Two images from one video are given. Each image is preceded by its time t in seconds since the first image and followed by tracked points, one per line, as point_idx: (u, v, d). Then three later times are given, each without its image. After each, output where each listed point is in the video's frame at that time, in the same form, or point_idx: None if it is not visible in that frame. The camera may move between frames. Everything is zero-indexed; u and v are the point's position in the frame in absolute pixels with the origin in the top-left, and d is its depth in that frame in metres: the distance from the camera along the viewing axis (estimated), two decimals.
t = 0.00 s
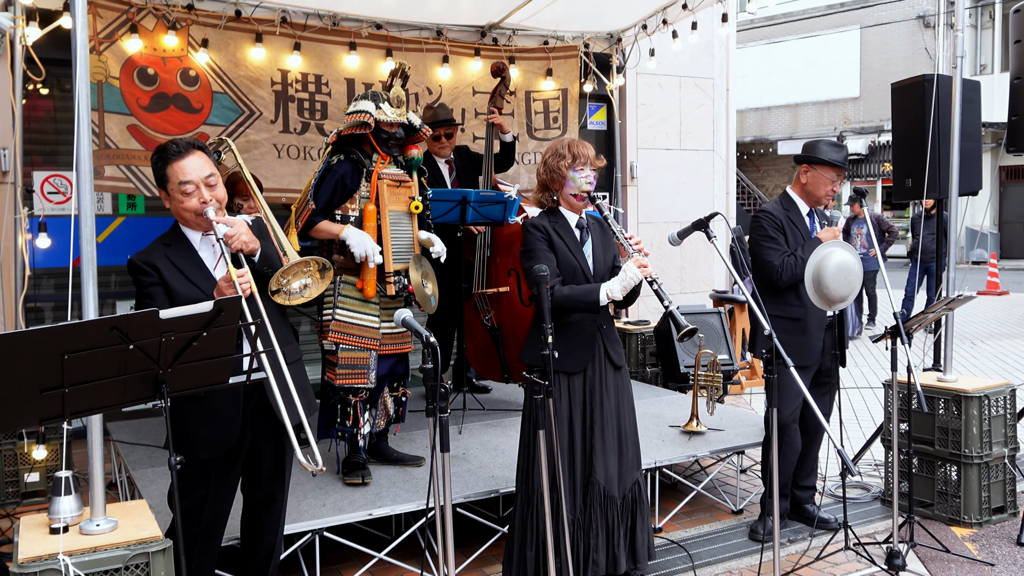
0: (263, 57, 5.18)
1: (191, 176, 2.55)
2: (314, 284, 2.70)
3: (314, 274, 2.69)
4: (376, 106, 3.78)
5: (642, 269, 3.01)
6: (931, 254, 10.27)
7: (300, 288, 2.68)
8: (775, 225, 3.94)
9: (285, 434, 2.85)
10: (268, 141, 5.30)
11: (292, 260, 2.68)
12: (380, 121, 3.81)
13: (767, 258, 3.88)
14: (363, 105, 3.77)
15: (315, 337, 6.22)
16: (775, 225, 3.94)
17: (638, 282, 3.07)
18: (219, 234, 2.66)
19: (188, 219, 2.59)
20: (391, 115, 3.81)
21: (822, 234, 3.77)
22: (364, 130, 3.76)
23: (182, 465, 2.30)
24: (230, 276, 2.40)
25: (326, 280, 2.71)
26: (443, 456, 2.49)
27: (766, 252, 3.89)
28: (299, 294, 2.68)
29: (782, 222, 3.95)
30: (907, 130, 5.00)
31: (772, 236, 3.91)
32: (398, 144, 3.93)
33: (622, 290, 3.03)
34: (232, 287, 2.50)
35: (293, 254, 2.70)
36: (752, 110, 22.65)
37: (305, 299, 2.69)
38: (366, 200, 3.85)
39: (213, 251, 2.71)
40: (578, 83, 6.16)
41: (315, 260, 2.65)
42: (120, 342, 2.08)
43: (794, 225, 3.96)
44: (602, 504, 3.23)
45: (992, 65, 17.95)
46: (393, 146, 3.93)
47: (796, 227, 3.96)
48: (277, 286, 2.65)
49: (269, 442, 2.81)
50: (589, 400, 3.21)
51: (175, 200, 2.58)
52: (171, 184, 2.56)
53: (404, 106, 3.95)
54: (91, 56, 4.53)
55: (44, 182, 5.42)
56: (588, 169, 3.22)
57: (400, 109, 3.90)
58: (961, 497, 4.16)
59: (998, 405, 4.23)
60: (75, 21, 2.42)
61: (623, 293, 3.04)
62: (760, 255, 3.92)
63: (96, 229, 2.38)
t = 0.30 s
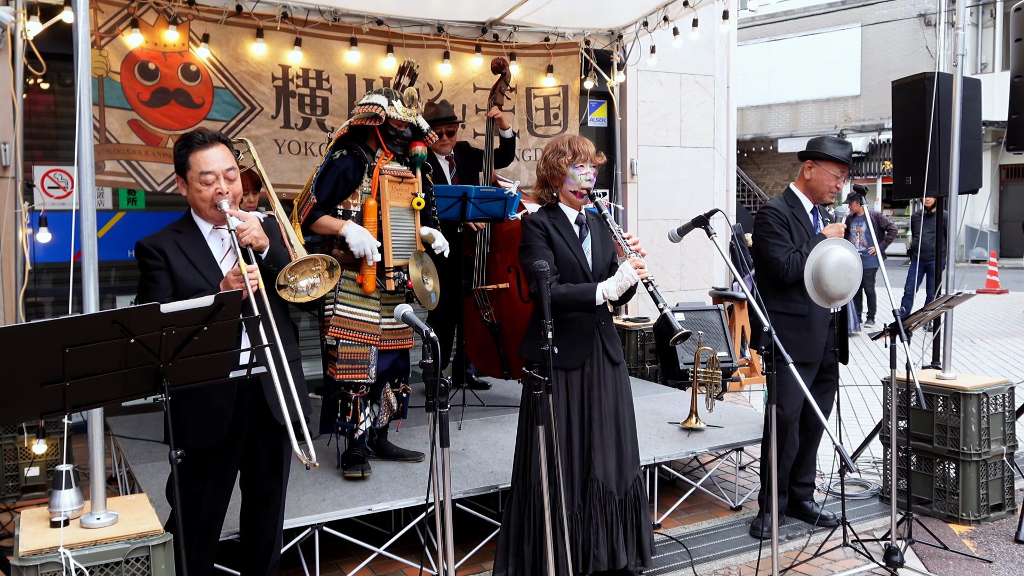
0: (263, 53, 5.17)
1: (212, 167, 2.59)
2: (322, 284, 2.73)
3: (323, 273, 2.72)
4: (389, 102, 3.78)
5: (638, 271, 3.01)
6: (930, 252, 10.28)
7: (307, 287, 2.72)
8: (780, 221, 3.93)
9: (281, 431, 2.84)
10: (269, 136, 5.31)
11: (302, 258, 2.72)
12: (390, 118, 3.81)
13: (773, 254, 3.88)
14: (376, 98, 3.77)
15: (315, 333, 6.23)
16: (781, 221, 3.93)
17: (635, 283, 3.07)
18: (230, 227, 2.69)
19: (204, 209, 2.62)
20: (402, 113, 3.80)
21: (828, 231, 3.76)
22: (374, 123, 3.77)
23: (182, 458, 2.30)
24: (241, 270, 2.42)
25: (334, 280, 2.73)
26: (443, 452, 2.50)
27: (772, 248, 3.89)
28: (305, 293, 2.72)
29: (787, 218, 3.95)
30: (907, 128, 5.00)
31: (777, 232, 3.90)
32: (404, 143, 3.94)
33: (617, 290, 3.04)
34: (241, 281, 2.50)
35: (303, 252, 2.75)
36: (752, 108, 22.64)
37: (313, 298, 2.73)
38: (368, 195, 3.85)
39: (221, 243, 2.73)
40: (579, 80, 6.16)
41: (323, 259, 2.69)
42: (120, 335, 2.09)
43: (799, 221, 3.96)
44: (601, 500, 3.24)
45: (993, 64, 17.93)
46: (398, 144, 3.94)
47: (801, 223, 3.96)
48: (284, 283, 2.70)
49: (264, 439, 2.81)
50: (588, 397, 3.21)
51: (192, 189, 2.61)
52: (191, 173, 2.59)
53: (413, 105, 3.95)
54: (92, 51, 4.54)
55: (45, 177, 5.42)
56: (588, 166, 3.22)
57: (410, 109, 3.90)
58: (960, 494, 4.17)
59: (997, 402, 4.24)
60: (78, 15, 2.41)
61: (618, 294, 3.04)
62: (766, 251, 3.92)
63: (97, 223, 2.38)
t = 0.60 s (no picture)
0: (263, 47, 5.18)
1: (220, 164, 2.59)
2: (317, 291, 2.81)
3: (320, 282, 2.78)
4: (399, 103, 3.81)
5: (634, 269, 3.02)
6: (930, 248, 10.28)
7: (304, 292, 2.79)
8: (775, 213, 3.96)
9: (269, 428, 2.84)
10: (269, 131, 5.30)
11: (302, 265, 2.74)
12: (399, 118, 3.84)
13: (766, 245, 3.91)
14: (387, 98, 3.78)
15: (315, 328, 6.23)
16: (776, 213, 3.96)
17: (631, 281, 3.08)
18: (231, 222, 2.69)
19: (207, 203, 2.62)
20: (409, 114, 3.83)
21: (823, 221, 3.77)
22: (384, 122, 3.78)
23: (181, 452, 2.31)
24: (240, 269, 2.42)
25: (330, 289, 2.81)
26: (442, 446, 2.50)
27: (765, 239, 3.92)
28: (302, 299, 2.79)
29: (783, 210, 3.97)
30: (906, 124, 5.00)
31: (772, 224, 3.94)
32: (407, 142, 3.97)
33: (613, 287, 3.04)
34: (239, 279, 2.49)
35: (303, 260, 2.76)
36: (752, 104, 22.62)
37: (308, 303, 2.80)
38: (367, 190, 3.83)
39: (220, 235, 2.73)
40: (579, 75, 6.16)
41: (323, 270, 2.74)
42: (121, 329, 2.09)
43: (796, 215, 3.97)
44: (598, 494, 3.24)
45: (993, 60, 17.91)
46: (401, 143, 3.95)
47: (797, 216, 3.97)
48: (281, 292, 2.73)
49: (252, 434, 2.80)
50: (585, 392, 3.22)
51: (199, 182, 2.61)
52: (199, 167, 2.59)
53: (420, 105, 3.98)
54: (91, 45, 4.54)
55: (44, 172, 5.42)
56: (587, 162, 3.23)
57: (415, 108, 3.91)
58: (958, 489, 4.18)
59: (995, 397, 4.25)
60: (77, 9, 2.41)
61: (613, 291, 3.05)
62: (759, 242, 3.96)
63: (97, 218, 2.38)
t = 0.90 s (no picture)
0: (262, 42, 5.15)
1: (216, 163, 2.59)
2: (308, 295, 2.85)
3: (310, 289, 2.83)
4: (387, 99, 3.78)
5: (639, 253, 3.00)
6: (929, 242, 10.28)
7: (295, 295, 2.83)
8: (766, 206, 4.04)
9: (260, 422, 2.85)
10: (269, 126, 5.30)
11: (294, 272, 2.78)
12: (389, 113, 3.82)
13: (756, 237, 4.02)
14: (374, 96, 3.74)
15: (314, 323, 6.23)
16: (767, 205, 4.04)
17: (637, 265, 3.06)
18: (223, 218, 2.71)
19: (200, 198, 2.63)
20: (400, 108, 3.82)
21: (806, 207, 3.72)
22: (375, 121, 3.76)
23: (182, 447, 2.31)
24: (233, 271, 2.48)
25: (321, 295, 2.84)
26: (442, 441, 2.49)
27: (756, 232, 4.03)
28: (294, 301, 2.83)
29: (775, 201, 4.03)
30: (906, 118, 5.00)
31: (762, 217, 4.03)
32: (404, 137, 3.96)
33: (618, 273, 3.03)
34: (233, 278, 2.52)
35: (296, 266, 2.79)
36: (752, 99, 22.62)
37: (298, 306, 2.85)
38: (365, 187, 3.84)
39: (210, 231, 2.73)
40: (578, 70, 6.14)
41: (314, 278, 2.77)
42: (121, 323, 2.09)
43: (791, 207, 3.99)
44: (595, 488, 3.25)
45: (992, 54, 17.89)
46: (397, 138, 3.95)
47: (791, 206, 3.99)
48: (273, 297, 2.78)
49: (243, 429, 2.82)
50: (582, 386, 3.22)
51: (192, 178, 2.60)
52: (194, 165, 2.59)
53: (410, 97, 3.95)
54: (90, 40, 4.56)
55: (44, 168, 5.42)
56: (586, 154, 3.22)
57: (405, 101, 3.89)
58: (957, 482, 4.19)
59: (994, 391, 4.26)
60: (76, 4, 2.42)
61: (619, 276, 3.04)
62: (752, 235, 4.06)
63: (97, 213, 2.38)
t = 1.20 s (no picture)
0: (262, 37, 5.15)
1: (209, 159, 2.59)
2: (303, 291, 2.81)
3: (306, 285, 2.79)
4: (371, 88, 3.74)
5: (641, 245, 2.98)
6: (930, 236, 10.27)
7: (291, 291, 2.79)
8: (762, 202, 4.04)
9: (258, 416, 2.86)
10: (269, 121, 5.28)
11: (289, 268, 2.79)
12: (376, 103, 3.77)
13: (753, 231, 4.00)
14: (358, 89, 3.70)
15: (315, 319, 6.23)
16: (762, 200, 4.04)
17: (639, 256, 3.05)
18: (215, 215, 2.71)
19: (193, 195, 2.64)
20: (388, 96, 3.78)
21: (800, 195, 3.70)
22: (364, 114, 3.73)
23: (184, 441, 2.32)
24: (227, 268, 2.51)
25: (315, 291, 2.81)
26: (444, 434, 2.50)
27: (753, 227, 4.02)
28: (291, 297, 2.78)
29: (771, 197, 4.02)
30: (907, 111, 4.99)
31: (759, 212, 4.02)
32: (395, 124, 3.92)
33: (621, 264, 3.01)
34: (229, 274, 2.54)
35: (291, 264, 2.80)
36: (752, 94, 22.60)
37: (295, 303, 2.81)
38: (365, 180, 3.85)
39: (201, 228, 2.74)
40: (578, 64, 6.17)
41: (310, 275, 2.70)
42: (123, 317, 2.09)
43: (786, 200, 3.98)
44: (595, 481, 3.25)
45: (993, 47, 17.86)
46: (390, 126, 3.92)
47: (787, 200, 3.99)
48: (272, 296, 2.71)
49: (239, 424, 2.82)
50: (583, 379, 3.22)
51: (186, 175, 2.60)
52: (187, 161, 2.58)
53: (394, 84, 3.92)
54: (90, 36, 4.56)
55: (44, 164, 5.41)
56: (586, 147, 3.22)
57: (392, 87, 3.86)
58: (959, 475, 4.19)
59: (996, 383, 4.26)
60: None
61: (621, 267, 3.02)
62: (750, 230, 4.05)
63: (97, 208, 2.38)
